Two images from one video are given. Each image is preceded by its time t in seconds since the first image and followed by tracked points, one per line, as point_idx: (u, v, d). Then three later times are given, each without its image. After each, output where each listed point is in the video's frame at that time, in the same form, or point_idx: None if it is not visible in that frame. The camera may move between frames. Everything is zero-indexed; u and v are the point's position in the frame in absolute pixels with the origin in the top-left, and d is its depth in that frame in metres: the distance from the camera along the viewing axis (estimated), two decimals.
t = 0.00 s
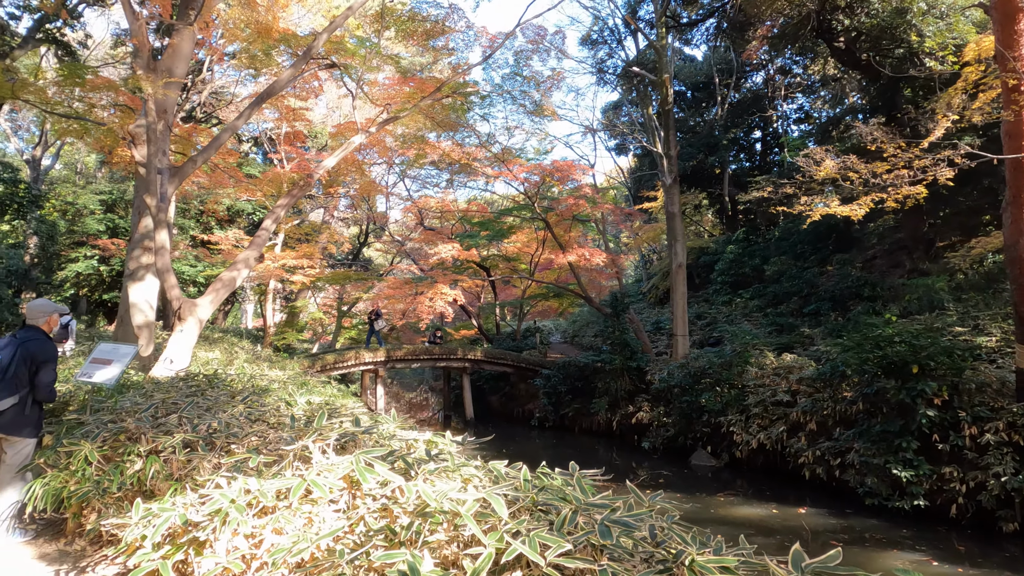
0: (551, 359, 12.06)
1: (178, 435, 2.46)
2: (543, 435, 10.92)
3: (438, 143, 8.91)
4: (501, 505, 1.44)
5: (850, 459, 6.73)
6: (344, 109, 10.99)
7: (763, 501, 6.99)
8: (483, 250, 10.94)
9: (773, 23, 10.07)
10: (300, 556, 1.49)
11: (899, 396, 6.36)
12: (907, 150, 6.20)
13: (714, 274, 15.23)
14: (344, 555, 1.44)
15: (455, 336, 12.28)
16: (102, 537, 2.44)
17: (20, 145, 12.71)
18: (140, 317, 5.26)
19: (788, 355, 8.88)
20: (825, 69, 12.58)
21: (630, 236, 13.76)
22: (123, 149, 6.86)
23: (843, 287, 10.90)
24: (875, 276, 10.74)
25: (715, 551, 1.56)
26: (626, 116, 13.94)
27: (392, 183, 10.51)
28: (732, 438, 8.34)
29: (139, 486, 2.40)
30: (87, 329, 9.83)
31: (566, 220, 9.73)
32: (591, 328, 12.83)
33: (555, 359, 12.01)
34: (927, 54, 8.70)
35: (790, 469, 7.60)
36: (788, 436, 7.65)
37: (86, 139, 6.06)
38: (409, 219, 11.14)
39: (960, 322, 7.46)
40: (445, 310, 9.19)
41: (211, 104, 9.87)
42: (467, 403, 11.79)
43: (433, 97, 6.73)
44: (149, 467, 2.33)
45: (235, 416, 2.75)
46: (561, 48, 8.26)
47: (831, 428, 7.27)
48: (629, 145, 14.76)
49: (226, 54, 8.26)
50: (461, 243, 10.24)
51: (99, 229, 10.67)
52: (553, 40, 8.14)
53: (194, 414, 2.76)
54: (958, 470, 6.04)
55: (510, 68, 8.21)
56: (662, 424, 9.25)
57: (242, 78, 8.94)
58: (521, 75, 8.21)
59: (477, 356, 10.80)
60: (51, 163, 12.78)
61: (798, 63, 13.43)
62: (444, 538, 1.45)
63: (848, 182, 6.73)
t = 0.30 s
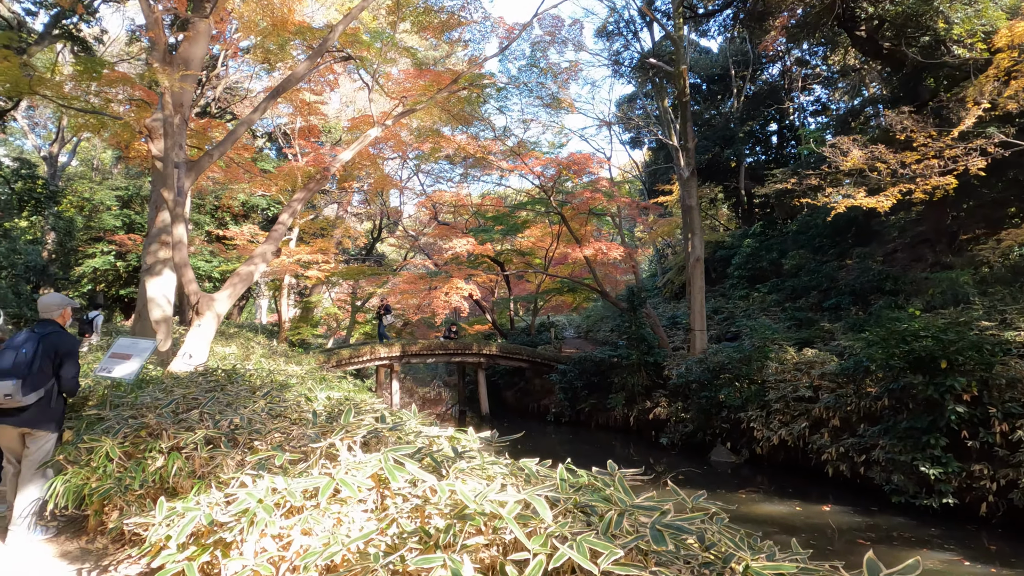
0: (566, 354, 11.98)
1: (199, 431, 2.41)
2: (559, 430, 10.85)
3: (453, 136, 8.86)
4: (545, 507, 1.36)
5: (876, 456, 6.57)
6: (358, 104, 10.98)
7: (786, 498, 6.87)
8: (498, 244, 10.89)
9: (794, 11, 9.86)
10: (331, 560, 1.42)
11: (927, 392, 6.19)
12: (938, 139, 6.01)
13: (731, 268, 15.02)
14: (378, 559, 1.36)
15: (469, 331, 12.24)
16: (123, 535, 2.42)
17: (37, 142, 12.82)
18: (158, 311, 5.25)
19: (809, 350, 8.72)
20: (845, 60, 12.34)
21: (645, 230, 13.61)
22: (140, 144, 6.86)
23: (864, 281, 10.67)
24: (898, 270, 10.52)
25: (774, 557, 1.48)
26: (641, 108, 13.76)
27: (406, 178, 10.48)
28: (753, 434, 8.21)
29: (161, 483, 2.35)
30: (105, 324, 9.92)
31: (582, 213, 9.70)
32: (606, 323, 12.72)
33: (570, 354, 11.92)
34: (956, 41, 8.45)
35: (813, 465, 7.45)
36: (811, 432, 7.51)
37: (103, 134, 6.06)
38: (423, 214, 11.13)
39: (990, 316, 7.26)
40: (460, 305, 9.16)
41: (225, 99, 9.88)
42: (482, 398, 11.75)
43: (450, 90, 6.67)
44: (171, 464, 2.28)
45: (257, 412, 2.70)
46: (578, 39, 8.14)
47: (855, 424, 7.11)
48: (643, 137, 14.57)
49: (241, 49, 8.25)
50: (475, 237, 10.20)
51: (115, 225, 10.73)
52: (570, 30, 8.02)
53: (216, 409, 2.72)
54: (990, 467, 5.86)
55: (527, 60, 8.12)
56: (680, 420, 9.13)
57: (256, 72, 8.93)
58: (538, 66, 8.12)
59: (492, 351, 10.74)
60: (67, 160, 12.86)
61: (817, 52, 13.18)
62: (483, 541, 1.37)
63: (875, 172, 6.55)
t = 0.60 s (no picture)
0: (579, 349, 11.90)
1: (219, 431, 2.36)
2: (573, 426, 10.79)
3: (466, 130, 8.80)
4: (590, 519, 1.30)
5: (899, 455, 6.42)
6: (370, 99, 10.93)
7: (806, 496, 6.75)
8: (510, 239, 10.82)
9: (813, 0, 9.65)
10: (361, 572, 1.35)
11: (954, 389, 6.00)
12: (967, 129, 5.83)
13: (745, 262, 14.83)
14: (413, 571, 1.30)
15: (481, 326, 12.19)
16: (142, 537, 2.39)
17: (52, 138, 12.88)
18: (173, 307, 5.23)
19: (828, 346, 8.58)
20: (863, 50, 12.10)
21: (658, 224, 13.46)
22: (154, 139, 6.84)
23: (882, 276, 10.48)
24: (917, 264, 10.32)
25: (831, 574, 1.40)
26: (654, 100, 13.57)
27: (418, 173, 10.43)
28: (771, 431, 8.08)
29: (180, 485, 2.30)
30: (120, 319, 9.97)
31: (595, 208, 9.61)
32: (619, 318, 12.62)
33: (583, 349, 11.84)
34: (981, 29, 8.23)
35: (833, 463, 7.32)
36: (831, 429, 7.37)
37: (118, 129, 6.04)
38: (434, 209, 11.10)
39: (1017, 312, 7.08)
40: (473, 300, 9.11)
41: (237, 94, 9.86)
42: (495, 393, 11.70)
43: (464, 83, 6.60)
44: (190, 465, 2.23)
45: (276, 411, 2.65)
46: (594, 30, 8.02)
47: (877, 422, 6.95)
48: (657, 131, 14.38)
49: (254, 44, 8.21)
50: (487, 232, 10.15)
51: (129, 220, 10.76)
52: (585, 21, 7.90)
53: (234, 408, 2.67)
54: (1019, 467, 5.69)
55: (541, 52, 8.01)
56: (696, 417, 9.02)
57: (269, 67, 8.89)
58: (553, 59, 8.01)
59: (505, 347, 10.68)
60: (81, 155, 12.91)
61: (835, 43, 12.92)
62: (524, 553, 1.31)
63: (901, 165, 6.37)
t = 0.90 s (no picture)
0: (589, 344, 11.82)
1: (230, 425, 2.31)
2: (584, 421, 10.73)
3: (477, 123, 8.75)
4: (626, 522, 1.26)
5: (919, 451, 6.28)
6: (379, 92, 10.87)
7: (822, 493, 6.64)
8: (520, 233, 10.75)
9: None
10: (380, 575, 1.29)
11: (976, 384, 5.83)
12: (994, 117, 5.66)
13: (757, 256, 14.64)
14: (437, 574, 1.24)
15: (491, 320, 12.14)
16: (152, 534, 2.35)
17: (63, 132, 12.94)
18: (184, 300, 5.19)
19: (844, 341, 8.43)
20: (880, 40, 11.87)
21: (668, 218, 13.34)
22: (164, 131, 6.82)
23: (898, 270, 10.29)
24: (935, 258, 10.12)
25: None
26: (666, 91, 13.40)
27: (428, 166, 10.36)
28: (786, 426, 7.96)
29: (190, 481, 2.23)
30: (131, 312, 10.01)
31: (606, 201, 9.52)
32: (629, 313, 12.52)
33: (593, 344, 11.76)
34: (1005, 16, 8.00)
35: (850, 459, 7.19)
36: (847, 425, 7.24)
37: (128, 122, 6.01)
38: (444, 202, 11.05)
39: None
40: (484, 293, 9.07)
41: (247, 88, 9.82)
42: (505, 387, 11.67)
43: (475, 74, 6.51)
44: (201, 461, 2.17)
45: (288, 406, 2.60)
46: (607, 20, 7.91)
47: (896, 418, 6.81)
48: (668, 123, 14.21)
49: (264, 36, 8.16)
50: (498, 226, 10.09)
51: (140, 214, 10.78)
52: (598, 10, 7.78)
53: (246, 402, 2.62)
54: None
55: (553, 42, 7.89)
56: (709, 412, 8.92)
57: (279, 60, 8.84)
58: (565, 49, 7.90)
59: (515, 341, 10.62)
60: (92, 150, 12.96)
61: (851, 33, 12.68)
62: (554, 556, 1.27)
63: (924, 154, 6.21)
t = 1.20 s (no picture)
0: (597, 339, 11.73)
1: (232, 425, 2.25)
2: (592, 417, 10.67)
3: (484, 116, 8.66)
4: (655, 537, 1.24)
5: (935, 450, 6.15)
6: (386, 85, 10.79)
7: (835, 491, 6.53)
8: (528, 227, 10.66)
9: None
10: None
11: (994, 382, 5.68)
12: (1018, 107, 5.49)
13: (767, 251, 14.46)
14: None
15: (498, 315, 12.09)
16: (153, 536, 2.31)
17: (70, 127, 12.92)
18: (189, 295, 5.15)
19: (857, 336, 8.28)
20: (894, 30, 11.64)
21: (677, 212, 13.18)
22: (170, 124, 6.76)
23: (911, 265, 10.10)
24: (949, 252, 9.94)
25: None
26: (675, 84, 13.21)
27: (435, 160, 10.26)
28: (797, 423, 7.84)
29: (192, 482, 2.19)
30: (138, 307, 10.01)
31: (615, 195, 9.39)
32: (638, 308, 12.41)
33: (601, 339, 11.67)
34: None
35: (864, 457, 7.07)
36: (861, 422, 7.11)
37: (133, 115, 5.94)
38: (451, 196, 10.97)
39: None
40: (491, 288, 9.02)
41: (252, 81, 9.76)
42: (512, 383, 11.62)
43: (482, 65, 6.40)
44: (203, 462, 2.12)
45: (293, 404, 2.55)
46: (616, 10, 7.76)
47: (911, 415, 6.68)
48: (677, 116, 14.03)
49: (269, 29, 8.07)
50: (505, 220, 10.02)
51: (146, 209, 10.77)
52: None
53: (249, 400, 2.56)
54: None
55: (562, 33, 7.76)
56: (718, 408, 8.82)
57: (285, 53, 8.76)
58: (575, 40, 7.76)
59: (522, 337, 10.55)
60: (99, 144, 12.94)
61: (865, 24, 12.43)
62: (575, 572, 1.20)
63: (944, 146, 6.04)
